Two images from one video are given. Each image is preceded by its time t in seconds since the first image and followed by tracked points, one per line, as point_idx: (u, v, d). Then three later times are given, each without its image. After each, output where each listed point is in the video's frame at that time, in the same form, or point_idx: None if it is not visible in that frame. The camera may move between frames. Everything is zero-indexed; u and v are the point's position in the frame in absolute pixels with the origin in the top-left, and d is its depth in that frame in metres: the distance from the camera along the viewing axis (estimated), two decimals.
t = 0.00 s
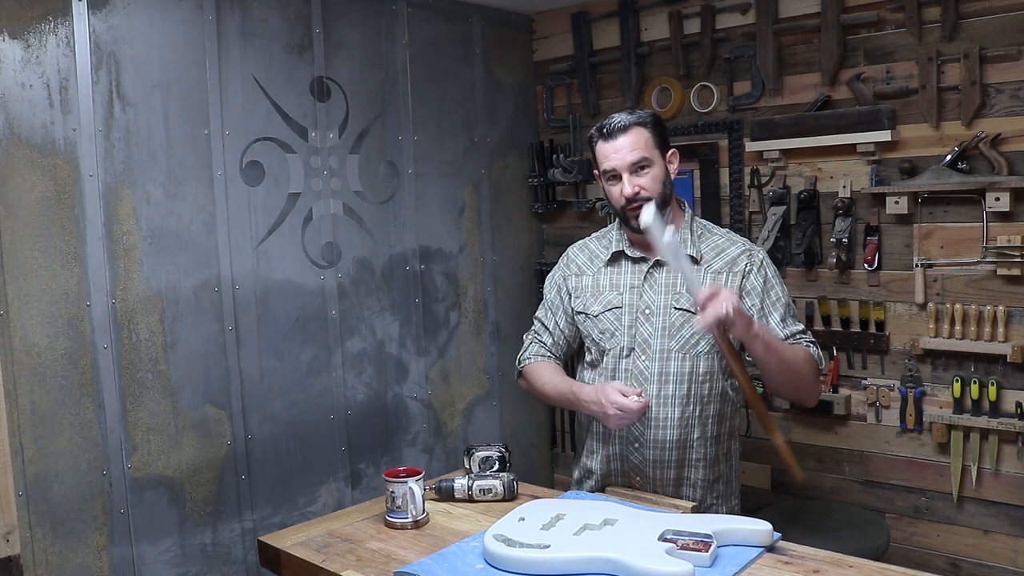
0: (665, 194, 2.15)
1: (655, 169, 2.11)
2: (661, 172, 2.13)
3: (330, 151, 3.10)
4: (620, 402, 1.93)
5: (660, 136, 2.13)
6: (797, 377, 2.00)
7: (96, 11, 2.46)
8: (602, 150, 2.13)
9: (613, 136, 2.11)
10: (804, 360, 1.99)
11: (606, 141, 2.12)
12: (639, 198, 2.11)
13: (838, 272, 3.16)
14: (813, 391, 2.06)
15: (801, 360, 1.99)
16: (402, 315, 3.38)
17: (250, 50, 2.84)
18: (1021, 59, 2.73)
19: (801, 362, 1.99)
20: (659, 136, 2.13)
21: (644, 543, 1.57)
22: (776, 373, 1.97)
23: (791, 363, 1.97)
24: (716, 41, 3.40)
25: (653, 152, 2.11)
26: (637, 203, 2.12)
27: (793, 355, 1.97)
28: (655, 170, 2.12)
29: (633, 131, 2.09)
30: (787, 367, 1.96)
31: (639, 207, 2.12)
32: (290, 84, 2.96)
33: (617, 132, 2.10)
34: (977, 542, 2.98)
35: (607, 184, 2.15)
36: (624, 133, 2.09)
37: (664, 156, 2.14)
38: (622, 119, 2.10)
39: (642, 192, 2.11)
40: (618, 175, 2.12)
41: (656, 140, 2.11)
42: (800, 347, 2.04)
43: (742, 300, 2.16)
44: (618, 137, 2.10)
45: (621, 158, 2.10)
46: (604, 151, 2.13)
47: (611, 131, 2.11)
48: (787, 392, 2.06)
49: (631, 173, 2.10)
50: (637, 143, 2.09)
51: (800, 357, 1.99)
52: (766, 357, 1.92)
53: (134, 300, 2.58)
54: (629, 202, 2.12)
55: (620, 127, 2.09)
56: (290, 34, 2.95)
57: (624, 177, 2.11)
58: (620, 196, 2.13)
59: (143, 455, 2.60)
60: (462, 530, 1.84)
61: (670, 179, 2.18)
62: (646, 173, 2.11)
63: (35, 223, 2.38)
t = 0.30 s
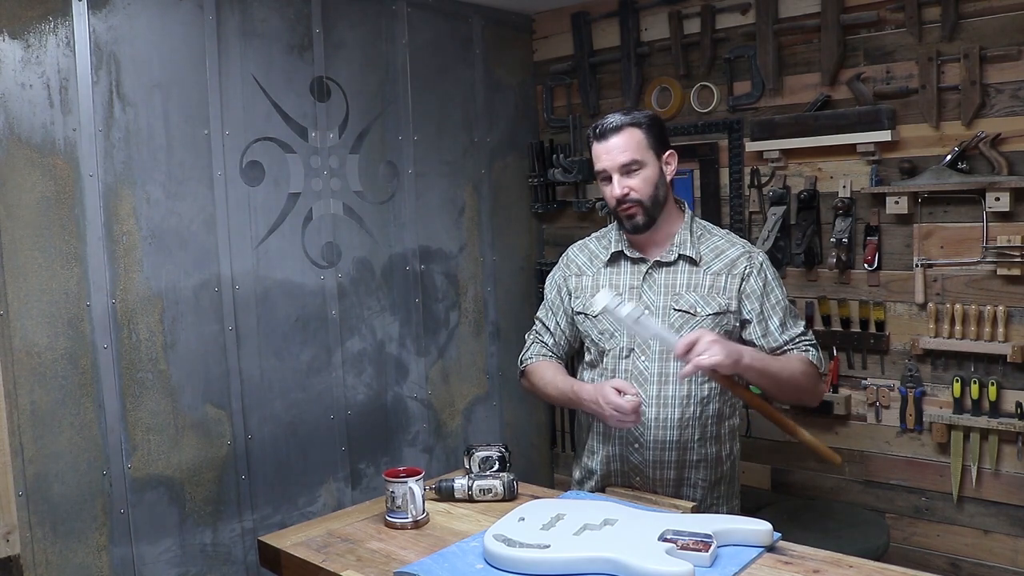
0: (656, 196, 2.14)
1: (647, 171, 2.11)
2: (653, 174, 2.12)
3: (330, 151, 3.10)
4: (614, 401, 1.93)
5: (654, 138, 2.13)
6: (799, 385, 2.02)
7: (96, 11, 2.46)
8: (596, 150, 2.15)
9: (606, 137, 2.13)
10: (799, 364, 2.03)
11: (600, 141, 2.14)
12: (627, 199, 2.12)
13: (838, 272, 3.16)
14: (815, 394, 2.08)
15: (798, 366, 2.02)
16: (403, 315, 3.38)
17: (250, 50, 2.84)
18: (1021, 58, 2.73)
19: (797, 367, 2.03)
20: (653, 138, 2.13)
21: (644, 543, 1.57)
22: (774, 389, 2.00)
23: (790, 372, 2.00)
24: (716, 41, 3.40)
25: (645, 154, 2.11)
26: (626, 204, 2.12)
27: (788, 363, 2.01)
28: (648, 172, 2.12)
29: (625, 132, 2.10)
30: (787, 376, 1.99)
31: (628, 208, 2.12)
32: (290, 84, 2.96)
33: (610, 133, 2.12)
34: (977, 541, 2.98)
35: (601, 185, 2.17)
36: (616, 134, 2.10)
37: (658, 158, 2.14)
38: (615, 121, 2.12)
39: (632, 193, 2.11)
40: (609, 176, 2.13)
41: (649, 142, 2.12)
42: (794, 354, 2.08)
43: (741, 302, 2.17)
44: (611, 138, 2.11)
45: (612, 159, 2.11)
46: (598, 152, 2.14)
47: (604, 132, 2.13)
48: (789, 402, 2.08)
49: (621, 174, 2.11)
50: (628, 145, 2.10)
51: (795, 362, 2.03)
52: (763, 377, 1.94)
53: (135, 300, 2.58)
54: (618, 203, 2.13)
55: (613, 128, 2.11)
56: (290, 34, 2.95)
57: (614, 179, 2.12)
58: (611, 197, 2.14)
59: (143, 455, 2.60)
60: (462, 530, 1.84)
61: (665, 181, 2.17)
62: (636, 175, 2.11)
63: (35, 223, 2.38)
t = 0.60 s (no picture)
0: (668, 196, 2.14)
1: (659, 171, 2.12)
2: (664, 174, 2.13)
3: (331, 151, 3.10)
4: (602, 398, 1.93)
5: (663, 138, 2.13)
6: (800, 387, 2.04)
7: (96, 11, 2.46)
8: (607, 150, 2.13)
9: (617, 137, 2.11)
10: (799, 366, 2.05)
11: (611, 141, 2.12)
12: (642, 199, 2.11)
13: (838, 272, 3.16)
14: (813, 396, 2.10)
15: (800, 368, 2.05)
16: (403, 315, 3.39)
17: (250, 50, 2.84)
18: (1021, 59, 2.73)
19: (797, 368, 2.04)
20: (662, 137, 2.13)
21: (644, 543, 1.57)
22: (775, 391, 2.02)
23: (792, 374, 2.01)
24: (716, 41, 3.40)
25: (657, 153, 2.11)
26: (640, 204, 2.11)
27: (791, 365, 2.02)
28: (659, 172, 2.12)
29: (637, 132, 2.09)
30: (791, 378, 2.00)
31: (642, 208, 2.12)
32: (291, 85, 2.96)
33: (622, 132, 2.10)
34: (977, 541, 2.98)
35: (610, 185, 2.15)
36: (630, 134, 2.09)
37: (668, 157, 2.14)
38: (627, 120, 2.11)
39: (646, 193, 2.11)
40: (621, 176, 2.12)
41: (660, 142, 2.12)
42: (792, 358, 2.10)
43: (743, 302, 2.18)
44: (623, 137, 2.10)
45: (626, 159, 2.10)
46: (608, 151, 2.12)
47: (616, 132, 2.11)
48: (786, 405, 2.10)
49: (635, 173, 2.10)
50: (641, 145, 2.09)
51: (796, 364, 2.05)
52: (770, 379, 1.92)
53: (135, 300, 2.58)
54: (632, 203, 2.11)
55: (625, 128, 2.09)
56: (290, 35, 2.95)
57: (629, 178, 2.11)
58: (623, 197, 2.13)
59: (143, 455, 2.60)
60: (462, 530, 1.84)
61: (673, 181, 2.18)
62: (650, 175, 2.11)
63: (35, 223, 2.38)
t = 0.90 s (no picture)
0: (674, 195, 2.14)
1: (667, 170, 2.11)
2: (672, 173, 2.12)
3: (331, 151, 3.10)
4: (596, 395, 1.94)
5: (671, 137, 2.13)
6: (797, 391, 2.04)
7: (96, 11, 2.46)
8: (616, 146, 2.11)
9: (627, 133, 2.09)
10: (793, 370, 2.06)
11: (620, 137, 2.10)
12: (650, 197, 2.10)
13: (838, 272, 3.16)
14: (809, 398, 2.12)
15: (795, 372, 2.06)
16: (403, 315, 3.38)
17: (250, 50, 2.84)
18: (1021, 59, 2.73)
19: (792, 372, 2.05)
20: (670, 136, 2.13)
21: (644, 543, 1.57)
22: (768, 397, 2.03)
23: (787, 378, 2.02)
24: (716, 41, 3.40)
25: (666, 152, 2.11)
26: (647, 202, 2.11)
27: (785, 370, 2.03)
28: (667, 170, 2.12)
29: (647, 129, 2.08)
30: (786, 382, 2.01)
31: (649, 206, 2.11)
32: (291, 85, 2.95)
33: (632, 129, 2.08)
34: (976, 541, 2.98)
35: (617, 181, 2.14)
36: (641, 131, 2.07)
37: (675, 156, 2.14)
38: (637, 117, 2.09)
39: (654, 190, 2.10)
40: (629, 173, 2.10)
41: (668, 141, 2.11)
42: (786, 361, 2.11)
43: (743, 303, 2.18)
44: (633, 134, 2.08)
45: (635, 155, 2.08)
46: (617, 147, 2.11)
47: (625, 128, 2.09)
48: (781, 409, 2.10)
49: (644, 171, 2.09)
50: (651, 142, 2.08)
51: (790, 368, 2.06)
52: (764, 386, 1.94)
53: (134, 300, 2.58)
54: (639, 200, 2.10)
55: (635, 125, 2.08)
56: (290, 34, 2.95)
57: (637, 175, 2.09)
58: (630, 194, 2.11)
59: (143, 455, 2.60)
60: (462, 530, 1.84)
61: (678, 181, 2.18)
62: (658, 173, 2.10)
63: (34, 223, 2.38)
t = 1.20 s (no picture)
0: (676, 195, 2.14)
1: (669, 170, 2.11)
2: (674, 173, 2.13)
3: (331, 152, 3.10)
4: (588, 394, 1.94)
5: (673, 137, 2.13)
6: (796, 390, 2.04)
7: (96, 11, 2.46)
8: (618, 145, 2.11)
9: (630, 133, 2.09)
10: (793, 369, 2.05)
11: (623, 136, 2.10)
12: (652, 197, 2.10)
13: (838, 272, 3.16)
14: (809, 399, 2.11)
15: (796, 371, 2.05)
16: (402, 315, 3.38)
17: (250, 50, 2.84)
18: (1021, 59, 2.73)
19: (791, 370, 2.04)
20: (672, 137, 2.13)
21: (644, 542, 1.57)
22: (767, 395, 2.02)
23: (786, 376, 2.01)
24: (716, 41, 3.40)
25: (668, 152, 2.11)
26: (649, 202, 2.10)
27: (784, 367, 2.02)
28: (669, 171, 2.12)
29: (650, 130, 2.08)
30: (785, 380, 2.00)
31: (651, 206, 2.11)
32: (290, 84, 2.95)
33: (635, 129, 2.08)
34: (976, 541, 2.98)
35: (619, 181, 2.13)
36: (643, 131, 2.07)
37: (677, 157, 2.14)
38: (640, 117, 2.10)
39: (656, 190, 2.10)
40: (632, 172, 2.10)
41: (670, 141, 2.12)
42: (784, 360, 2.11)
43: (743, 303, 2.19)
44: (636, 134, 2.08)
45: (638, 155, 2.08)
46: (619, 146, 2.11)
47: (629, 128, 2.09)
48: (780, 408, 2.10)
49: (646, 171, 2.09)
50: (653, 143, 2.08)
51: (790, 366, 2.05)
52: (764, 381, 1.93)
53: (134, 300, 2.58)
54: (641, 200, 2.10)
55: (638, 125, 2.08)
56: (290, 34, 2.95)
57: (639, 175, 2.09)
58: (632, 194, 2.11)
59: (143, 455, 2.60)
60: (462, 530, 1.84)
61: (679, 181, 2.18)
62: (660, 173, 2.10)
63: (34, 223, 2.38)
